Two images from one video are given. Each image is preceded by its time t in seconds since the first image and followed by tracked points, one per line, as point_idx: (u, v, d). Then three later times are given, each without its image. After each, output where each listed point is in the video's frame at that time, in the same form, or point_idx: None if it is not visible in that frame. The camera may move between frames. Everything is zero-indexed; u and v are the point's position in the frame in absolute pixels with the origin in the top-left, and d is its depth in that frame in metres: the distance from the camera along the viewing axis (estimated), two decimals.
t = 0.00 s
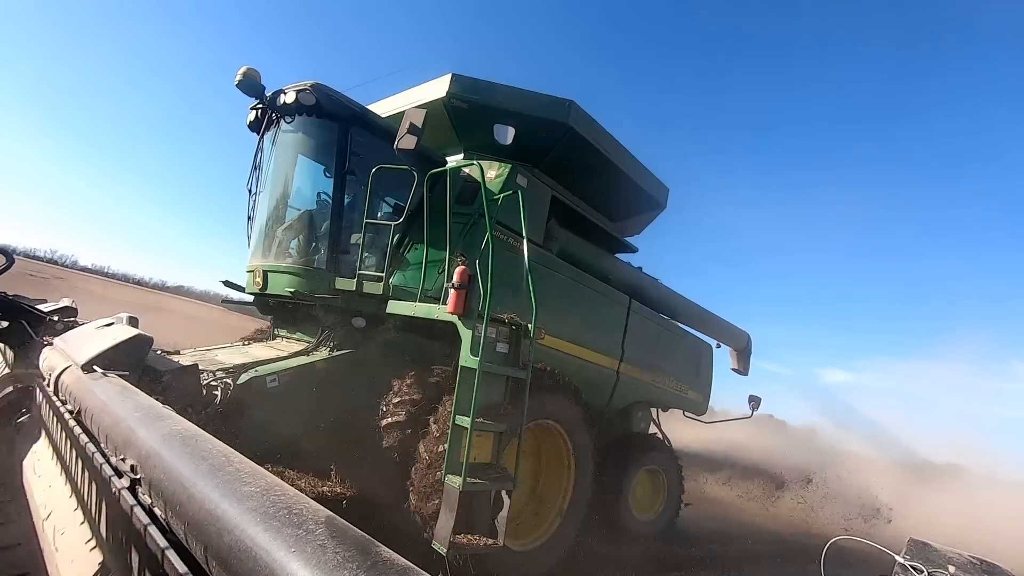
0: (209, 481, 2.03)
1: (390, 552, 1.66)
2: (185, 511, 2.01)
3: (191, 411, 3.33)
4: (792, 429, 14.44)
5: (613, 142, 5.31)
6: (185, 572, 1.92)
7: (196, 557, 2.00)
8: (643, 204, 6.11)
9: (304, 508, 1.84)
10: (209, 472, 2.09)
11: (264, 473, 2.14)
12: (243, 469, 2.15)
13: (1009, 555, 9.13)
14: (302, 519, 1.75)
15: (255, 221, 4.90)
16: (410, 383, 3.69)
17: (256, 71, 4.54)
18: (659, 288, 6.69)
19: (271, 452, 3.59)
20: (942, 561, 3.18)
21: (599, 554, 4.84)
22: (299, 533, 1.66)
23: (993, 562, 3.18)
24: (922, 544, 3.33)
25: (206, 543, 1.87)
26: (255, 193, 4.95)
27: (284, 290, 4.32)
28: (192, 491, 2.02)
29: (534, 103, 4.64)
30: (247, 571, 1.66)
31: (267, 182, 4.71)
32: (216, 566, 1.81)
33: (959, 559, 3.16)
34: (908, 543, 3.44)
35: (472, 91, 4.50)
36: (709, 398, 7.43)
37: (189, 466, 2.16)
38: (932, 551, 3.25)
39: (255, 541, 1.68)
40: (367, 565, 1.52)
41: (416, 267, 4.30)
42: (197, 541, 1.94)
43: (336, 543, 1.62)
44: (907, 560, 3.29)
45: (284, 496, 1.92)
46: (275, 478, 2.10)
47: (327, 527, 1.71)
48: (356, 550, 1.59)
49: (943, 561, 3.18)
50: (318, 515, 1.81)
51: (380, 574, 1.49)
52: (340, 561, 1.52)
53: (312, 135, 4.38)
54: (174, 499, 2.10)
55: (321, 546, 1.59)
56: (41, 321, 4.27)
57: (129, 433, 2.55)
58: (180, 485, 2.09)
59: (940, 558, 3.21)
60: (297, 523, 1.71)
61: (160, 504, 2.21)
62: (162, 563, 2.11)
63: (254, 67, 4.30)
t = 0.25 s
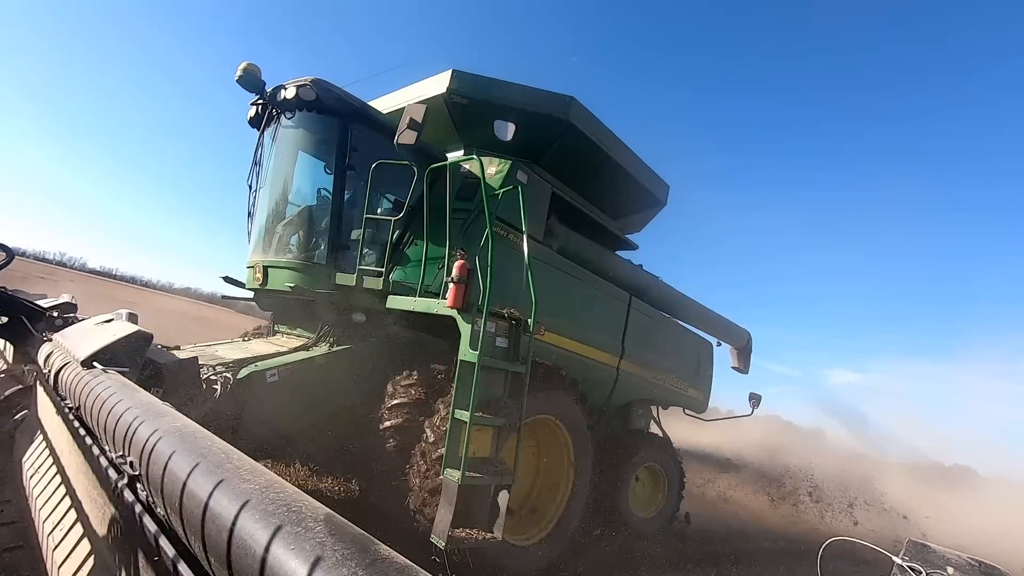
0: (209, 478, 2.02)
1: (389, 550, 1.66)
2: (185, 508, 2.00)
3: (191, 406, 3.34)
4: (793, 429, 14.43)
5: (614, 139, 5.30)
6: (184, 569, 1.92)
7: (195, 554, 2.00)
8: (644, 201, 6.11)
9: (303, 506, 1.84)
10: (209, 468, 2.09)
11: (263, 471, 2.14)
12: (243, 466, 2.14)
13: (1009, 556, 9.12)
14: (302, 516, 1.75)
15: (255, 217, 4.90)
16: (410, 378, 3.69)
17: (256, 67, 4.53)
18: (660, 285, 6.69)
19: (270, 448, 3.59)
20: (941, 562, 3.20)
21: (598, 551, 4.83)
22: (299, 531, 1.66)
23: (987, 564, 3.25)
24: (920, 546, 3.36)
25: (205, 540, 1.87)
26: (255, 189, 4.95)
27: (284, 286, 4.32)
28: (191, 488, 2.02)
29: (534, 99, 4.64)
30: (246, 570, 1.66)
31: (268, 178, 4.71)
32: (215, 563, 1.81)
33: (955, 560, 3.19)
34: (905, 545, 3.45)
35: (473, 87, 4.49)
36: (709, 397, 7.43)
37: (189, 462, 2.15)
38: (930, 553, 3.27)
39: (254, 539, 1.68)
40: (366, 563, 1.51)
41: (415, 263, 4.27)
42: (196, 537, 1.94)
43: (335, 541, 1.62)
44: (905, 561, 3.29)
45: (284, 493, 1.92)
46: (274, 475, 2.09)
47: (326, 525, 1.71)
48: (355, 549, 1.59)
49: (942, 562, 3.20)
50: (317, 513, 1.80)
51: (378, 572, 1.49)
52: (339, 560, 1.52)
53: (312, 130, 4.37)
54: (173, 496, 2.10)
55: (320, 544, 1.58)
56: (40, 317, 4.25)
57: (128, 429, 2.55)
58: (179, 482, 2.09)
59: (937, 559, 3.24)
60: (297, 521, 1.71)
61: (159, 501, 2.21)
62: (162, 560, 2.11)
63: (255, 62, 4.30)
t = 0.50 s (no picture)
0: (208, 486, 2.01)
1: (391, 554, 1.65)
2: (184, 515, 1.99)
3: (190, 414, 3.32)
4: (794, 429, 14.43)
5: (614, 142, 5.29)
6: None
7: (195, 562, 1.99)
8: (644, 204, 6.09)
9: (303, 512, 1.83)
10: (209, 476, 2.08)
11: (263, 477, 2.13)
12: (242, 473, 2.13)
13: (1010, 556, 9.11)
14: (302, 522, 1.74)
15: (255, 223, 4.89)
16: (410, 386, 3.67)
17: (255, 72, 4.52)
18: (660, 288, 6.67)
19: (270, 456, 3.57)
20: (942, 556, 3.18)
21: (600, 556, 4.82)
22: (299, 536, 1.65)
23: (992, 558, 3.21)
24: (922, 540, 3.34)
25: (206, 548, 1.86)
26: (254, 195, 4.93)
27: (284, 292, 4.31)
28: (191, 495, 2.01)
29: (534, 103, 4.62)
30: None
31: (267, 183, 4.69)
32: (216, 570, 1.80)
33: (957, 554, 3.17)
34: (907, 539, 3.44)
35: (472, 91, 4.48)
36: (710, 398, 7.42)
37: (188, 470, 2.14)
38: (931, 547, 3.26)
39: (255, 545, 1.67)
40: (367, 567, 1.50)
41: (415, 270, 4.24)
42: (196, 545, 1.93)
43: (337, 545, 1.60)
44: (906, 556, 3.30)
45: (284, 499, 1.91)
46: (274, 482, 2.08)
47: (327, 530, 1.70)
48: (356, 553, 1.58)
49: (943, 556, 3.18)
50: (317, 518, 1.79)
51: None
52: (340, 564, 1.51)
53: (311, 136, 4.36)
54: (173, 504, 2.08)
55: (321, 549, 1.57)
56: (39, 326, 4.25)
57: (127, 437, 2.53)
58: (178, 490, 2.08)
59: (938, 553, 3.22)
60: (297, 526, 1.70)
61: (159, 509, 2.20)
62: (162, 569, 2.09)
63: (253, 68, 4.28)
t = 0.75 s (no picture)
0: (213, 482, 2.04)
1: (394, 551, 1.67)
2: (189, 511, 2.02)
3: (195, 413, 3.35)
4: (793, 428, 14.47)
5: (614, 143, 5.32)
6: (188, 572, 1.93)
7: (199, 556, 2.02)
8: (644, 205, 6.12)
9: (307, 509, 1.85)
10: (214, 473, 2.11)
11: (267, 474, 2.16)
12: (246, 470, 2.16)
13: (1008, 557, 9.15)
14: (306, 518, 1.77)
15: (257, 223, 4.91)
16: (412, 386, 3.70)
17: (257, 74, 4.54)
18: (660, 288, 6.70)
19: (273, 455, 3.60)
20: (945, 554, 3.21)
21: (600, 555, 4.85)
22: (303, 533, 1.68)
23: (996, 555, 3.23)
24: (925, 537, 3.37)
25: (210, 542, 1.89)
26: (257, 195, 4.96)
27: (287, 293, 4.33)
28: (196, 491, 2.04)
29: (535, 105, 4.65)
30: (250, 571, 1.67)
31: (269, 184, 4.72)
32: (221, 565, 1.83)
33: (961, 552, 3.20)
34: (911, 537, 3.48)
35: (474, 93, 4.50)
36: (710, 398, 7.45)
37: (193, 467, 2.17)
38: (934, 545, 3.28)
39: (260, 541, 1.69)
40: (371, 565, 1.53)
41: (417, 271, 4.28)
42: (200, 541, 1.95)
43: (340, 542, 1.63)
44: (910, 554, 3.33)
45: (289, 496, 1.93)
46: (278, 479, 2.11)
47: (331, 527, 1.73)
48: (360, 550, 1.60)
49: (946, 554, 3.21)
50: (321, 515, 1.82)
51: (383, 573, 1.50)
52: (344, 561, 1.53)
53: (313, 137, 4.38)
54: (177, 500, 2.11)
55: (325, 546, 1.60)
56: (43, 324, 4.29)
57: (132, 434, 2.56)
58: (183, 486, 2.11)
59: (942, 551, 3.25)
60: (301, 523, 1.73)
61: (164, 505, 2.22)
62: (166, 564, 2.12)
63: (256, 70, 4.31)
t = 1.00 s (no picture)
0: (206, 479, 2.01)
1: (387, 549, 1.65)
2: (180, 507, 1.99)
3: (186, 406, 3.32)
4: (793, 428, 14.44)
5: (611, 138, 5.29)
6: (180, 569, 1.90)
7: (191, 554, 1.99)
8: (642, 201, 6.10)
9: (300, 506, 1.82)
10: (206, 469, 2.08)
11: (260, 470, 2.13)
12: (239, 466, 2.13)
13: (1008, 558, 9.12)
14: (298, 516, 1.74)
15: (252, 218, 4.89)
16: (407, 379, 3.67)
17: (252, 67, 4.52)
18: (658, 285, 6.68)
19: (266, 450, 3.57)
20: (935, 560, 3.18)
21: (596, 552, 4.82)
22: (295, 530, 1.65)
23: (987, 561, 3.15)
24: (915, 544, 3.35)
25: (202, 540, 1.86)
26: (252, 190, 4.94)
27: (281, 287, 4.30)
28: (188, 487, 2.01)
29: (532, 99, 4.63)
30: (243, 570, 1.64)
31: (264, 178, 4.70)
32: (211, 563, 1.80)
33: (951, 558, 3.16)
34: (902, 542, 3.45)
35: (469, 87, 4.48)
36: (708, 396, 7.42)
37: (184, 462, 2.14)
38: (924, 551, 3.26)
39: (251, 539, 1.66)
40: (363, 563, 1.50)
41: (413, 265, 4.25)
42: (192, 538, 1.92)
43: (332, 540, 1.60)
44: (900, 559, 3.29)
45: (281, 493, 1.90)
46: (271, 475, 2.08)
47: (323, 525, 1.70)
48: (352, 548, 1.58)
49: (936, 559, 3.18)
50: (314, 513, 1.79)
51: (376, 571, 1.47)
52: (335, 559, 1.50)
53: (308, 130, 4.37)
54: (169, 496, 2.08)
55: (318, 545, 1.57)
56: (35, 316, 4.31)
57: (125, 429, 2.53)
58: (174, 482, 2.08)
59: (932, 557, 3.22)
60: (293, 521, 1.70)
61: (155, 500, 2.20)
62: (157, 560, 2.10)
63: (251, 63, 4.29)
